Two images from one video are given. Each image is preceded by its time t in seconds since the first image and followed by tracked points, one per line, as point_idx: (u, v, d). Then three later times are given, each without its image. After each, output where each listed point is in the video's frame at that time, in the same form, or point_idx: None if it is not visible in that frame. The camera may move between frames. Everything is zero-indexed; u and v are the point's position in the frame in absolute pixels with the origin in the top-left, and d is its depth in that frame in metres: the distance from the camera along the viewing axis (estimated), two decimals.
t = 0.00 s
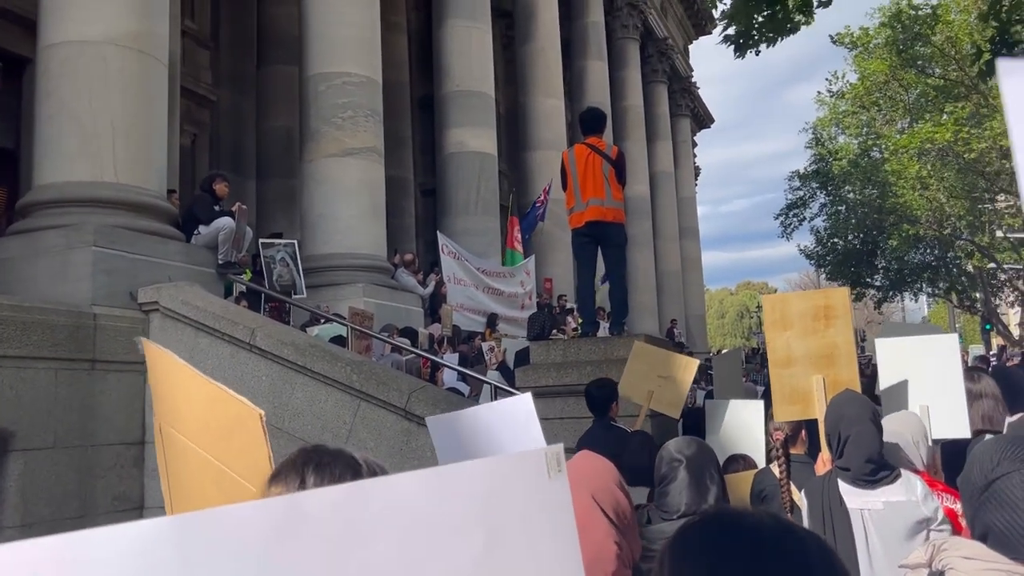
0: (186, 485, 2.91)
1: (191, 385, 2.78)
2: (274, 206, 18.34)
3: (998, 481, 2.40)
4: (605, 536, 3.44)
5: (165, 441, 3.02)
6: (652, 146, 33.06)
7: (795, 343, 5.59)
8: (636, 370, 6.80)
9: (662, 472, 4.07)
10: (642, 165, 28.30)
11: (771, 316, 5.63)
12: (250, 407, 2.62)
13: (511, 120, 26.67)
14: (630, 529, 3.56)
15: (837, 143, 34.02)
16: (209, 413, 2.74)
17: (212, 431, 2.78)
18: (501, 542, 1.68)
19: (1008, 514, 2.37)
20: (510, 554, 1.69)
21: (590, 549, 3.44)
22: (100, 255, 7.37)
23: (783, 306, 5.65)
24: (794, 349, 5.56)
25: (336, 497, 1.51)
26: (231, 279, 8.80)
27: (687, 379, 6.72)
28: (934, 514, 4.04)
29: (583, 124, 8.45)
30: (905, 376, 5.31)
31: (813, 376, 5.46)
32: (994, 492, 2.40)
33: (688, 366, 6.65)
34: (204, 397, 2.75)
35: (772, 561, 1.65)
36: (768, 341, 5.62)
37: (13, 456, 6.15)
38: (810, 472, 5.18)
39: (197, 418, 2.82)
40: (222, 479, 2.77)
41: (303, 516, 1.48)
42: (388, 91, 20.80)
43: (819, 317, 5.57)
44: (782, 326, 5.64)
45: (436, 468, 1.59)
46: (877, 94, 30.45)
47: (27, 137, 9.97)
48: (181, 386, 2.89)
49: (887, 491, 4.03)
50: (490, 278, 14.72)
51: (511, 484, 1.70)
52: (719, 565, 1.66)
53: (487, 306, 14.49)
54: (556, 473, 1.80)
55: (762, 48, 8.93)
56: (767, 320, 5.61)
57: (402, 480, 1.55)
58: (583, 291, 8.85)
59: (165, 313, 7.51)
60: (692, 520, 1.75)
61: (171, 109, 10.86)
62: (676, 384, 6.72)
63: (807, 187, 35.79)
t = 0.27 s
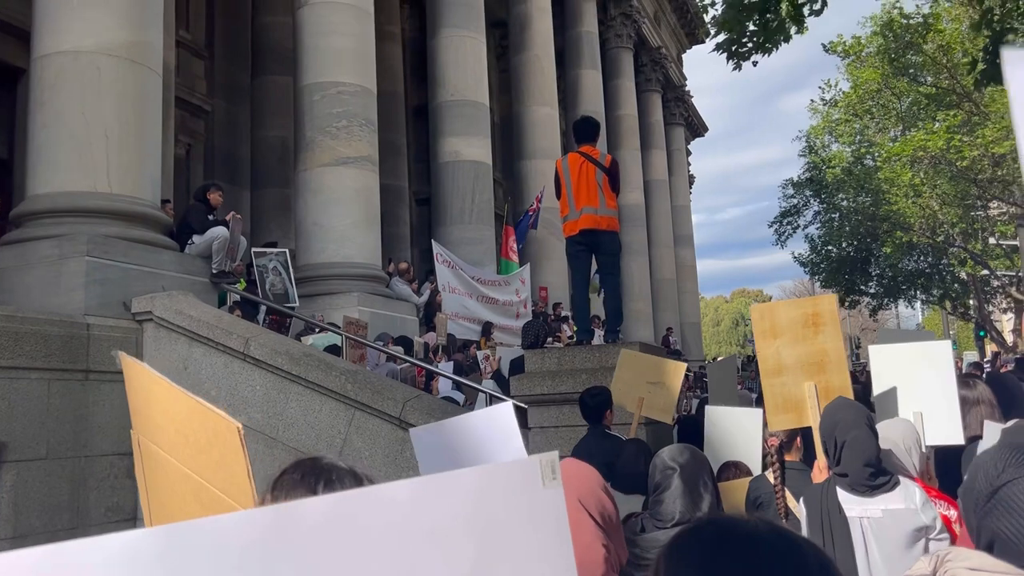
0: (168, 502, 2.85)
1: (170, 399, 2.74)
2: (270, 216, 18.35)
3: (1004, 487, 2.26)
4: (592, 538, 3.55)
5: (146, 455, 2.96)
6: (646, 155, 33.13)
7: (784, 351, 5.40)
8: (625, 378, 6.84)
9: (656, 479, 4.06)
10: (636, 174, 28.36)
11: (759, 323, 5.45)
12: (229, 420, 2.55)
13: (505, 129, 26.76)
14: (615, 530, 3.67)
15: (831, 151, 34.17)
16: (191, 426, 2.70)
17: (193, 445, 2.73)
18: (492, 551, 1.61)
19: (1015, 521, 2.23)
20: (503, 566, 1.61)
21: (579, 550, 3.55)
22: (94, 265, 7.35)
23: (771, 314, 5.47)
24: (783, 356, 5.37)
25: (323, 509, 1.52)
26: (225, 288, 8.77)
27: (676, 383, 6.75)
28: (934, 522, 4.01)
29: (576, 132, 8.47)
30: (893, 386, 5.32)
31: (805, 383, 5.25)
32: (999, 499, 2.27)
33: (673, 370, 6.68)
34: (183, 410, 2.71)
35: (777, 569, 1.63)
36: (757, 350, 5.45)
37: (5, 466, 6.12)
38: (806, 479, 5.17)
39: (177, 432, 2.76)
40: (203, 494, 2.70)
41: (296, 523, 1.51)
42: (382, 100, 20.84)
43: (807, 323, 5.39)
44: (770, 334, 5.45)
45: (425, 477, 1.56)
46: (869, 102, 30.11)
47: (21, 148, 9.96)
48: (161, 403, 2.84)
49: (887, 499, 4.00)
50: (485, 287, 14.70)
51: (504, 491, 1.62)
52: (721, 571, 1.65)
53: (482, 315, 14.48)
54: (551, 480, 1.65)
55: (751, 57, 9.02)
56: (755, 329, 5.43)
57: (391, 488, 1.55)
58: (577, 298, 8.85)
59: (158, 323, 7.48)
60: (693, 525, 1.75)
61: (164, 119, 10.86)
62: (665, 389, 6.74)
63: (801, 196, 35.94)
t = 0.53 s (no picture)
0: (154, 504, 2.75)
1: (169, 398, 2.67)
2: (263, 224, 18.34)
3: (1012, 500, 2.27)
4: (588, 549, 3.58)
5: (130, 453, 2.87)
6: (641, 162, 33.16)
7: (778, 358, 5.39)
8: (612, 386, 7.03)
9: (652, 486, 4.03)
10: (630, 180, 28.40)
11: (751, 332, 5.42)
12: (235, 424, 2.51)
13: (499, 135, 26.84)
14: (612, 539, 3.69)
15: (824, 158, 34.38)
16: (190, 428, 2.62)
17: (189, 450, 2.65)
18: (490, 559, 1.61)
19: (1022, 532, 2.24)
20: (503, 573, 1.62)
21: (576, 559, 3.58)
22: (87, 274, 7.33)
23: (763, 322, 5.45)
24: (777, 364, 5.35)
25: (326, 514, 1.52)
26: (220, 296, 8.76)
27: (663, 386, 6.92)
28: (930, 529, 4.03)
29: (570, 140, 8.50)
30: (884, 393, 5.31)
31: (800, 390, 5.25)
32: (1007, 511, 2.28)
33: (658, 374, 6.88)
34: (182, 412, 2.64)
35: None
36: (751, 358, 5.41)
37: None
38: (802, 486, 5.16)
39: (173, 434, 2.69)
40: (196, 499, 2.62)
41: (290, 527, 1.50)
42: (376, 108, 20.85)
43: (799, 331, 5.39)
44: (763, 341, 5.43)
45: (422, 484, 1.55)
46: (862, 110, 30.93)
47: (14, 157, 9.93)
48: (156, 403, 2.76)
49: (884, 506, 4.02)
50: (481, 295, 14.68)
51: (505, 498, 1.62)
52: None
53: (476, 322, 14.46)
54: (547, 488, 1.68)
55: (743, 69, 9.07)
56: (748, 337, 5.39)
57: (387, 495, 1.54)
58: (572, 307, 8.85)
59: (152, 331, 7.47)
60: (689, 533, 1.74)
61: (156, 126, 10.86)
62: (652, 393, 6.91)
63: (794, 203, 36.11)
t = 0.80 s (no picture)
0: (147, 508, 2.60)
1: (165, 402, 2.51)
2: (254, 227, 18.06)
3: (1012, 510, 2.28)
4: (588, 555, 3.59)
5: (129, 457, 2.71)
6: (635, 167, 33.10)
7: (783, 361, 5.55)
8: (603, 392, 7.10)
9: (648, 492, 4.03)
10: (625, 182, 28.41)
11: (757, 335, 5.58)
12: (234, 430, 2.34)
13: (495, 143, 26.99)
14: (610, 545, 3.70)
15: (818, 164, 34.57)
16: (187, 433, 2.46)
17: (187, 453, 2.48)
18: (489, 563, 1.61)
19: (1021, 540, 2.25)
20: None
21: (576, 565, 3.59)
22: (81, 280, 7.32)
23: (769, 325, 5.62)
24: (782, 367, 5.52)
25: (329, 517, 1.52)
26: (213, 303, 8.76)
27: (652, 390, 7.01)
28: (926, 536, 4.02)
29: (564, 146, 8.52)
30: (890, 397, 5.28)
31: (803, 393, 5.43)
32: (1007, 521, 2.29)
33: (645, 376, 7.01)
34: (180, 415, 2.48)
35: None
36: (755, 361, 5.58)
37: None
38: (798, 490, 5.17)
39: (173, 438, 2.53)
40: (193, 507, 2.46)
41: (291, 528, 1.50)
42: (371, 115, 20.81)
43: (805, 334, 5.55)
44: (768, 345, 5.59)
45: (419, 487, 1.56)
46: (855, 116, 31.00)
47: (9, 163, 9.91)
48: (154, 406, 2.61)
49: (879, 511, 4.01)
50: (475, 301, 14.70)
51: (504, 504, 1.62)
52: None
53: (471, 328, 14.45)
54: (546, 493, 1.67)
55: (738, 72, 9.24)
56: (754, 340, 5.55)
57: (384, 499, 1.54)
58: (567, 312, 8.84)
59: (146, 337, 7.45)
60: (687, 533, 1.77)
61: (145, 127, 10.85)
62: (643, 396, 7.03)
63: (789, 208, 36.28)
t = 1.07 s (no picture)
0: (97, 541, 2.49)
1: (126, 423, 2.48)
2: (218, 229, 16.81)
3: None
4: None
5: (71, 489, 2.58)
6: (646, 159, 31.99)
7: (828, 374, 4.63)
8: (609, 411, 6.22)
9: (660, 526, 3.29)
10: (632, 178, 27.33)
11: (799, 341, 4.66)
12: (200, 447, 2.30)
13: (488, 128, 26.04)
14: None
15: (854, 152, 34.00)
16: (146, 456, 2.41)
17: (140, 479, 2.41)
18: None
19: None
20: None
21: None
22: (14, 283, 6.44)
23: (814, 330, 4.68)
24: (827, 381, 4.61)
25: (311, 549, 1.66)
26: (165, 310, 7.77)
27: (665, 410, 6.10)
28: None
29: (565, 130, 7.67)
30: (955, 417, 4.50)
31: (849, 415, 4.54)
32: None
33: (658, 395, 6.11)
34: (143, 437, 2.43)
35: None
36: (798, 372, 4.65)
37: None
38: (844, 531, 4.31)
39: (127, 464, 2.47)
40: (153, 535, 2.40)
41: (262, 565, 1.65)
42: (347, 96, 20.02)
43: (855, 344, 4.64)
44: (812, 354, 4.67)
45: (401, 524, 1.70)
46: (895, 96, 29.71)
47: None
48: (106, 432, 2.53)
49: (922, 547, 3.40)
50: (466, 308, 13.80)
51: (492, 529, 1.78)
52: None
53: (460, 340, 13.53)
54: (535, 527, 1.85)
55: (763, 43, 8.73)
56: (796, 347, 4.63)
57: (365, 533, 1.68)
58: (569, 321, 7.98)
59: (88, 350, 6.57)
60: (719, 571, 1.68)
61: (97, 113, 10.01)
62: (653, 418, 6.12)
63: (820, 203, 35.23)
